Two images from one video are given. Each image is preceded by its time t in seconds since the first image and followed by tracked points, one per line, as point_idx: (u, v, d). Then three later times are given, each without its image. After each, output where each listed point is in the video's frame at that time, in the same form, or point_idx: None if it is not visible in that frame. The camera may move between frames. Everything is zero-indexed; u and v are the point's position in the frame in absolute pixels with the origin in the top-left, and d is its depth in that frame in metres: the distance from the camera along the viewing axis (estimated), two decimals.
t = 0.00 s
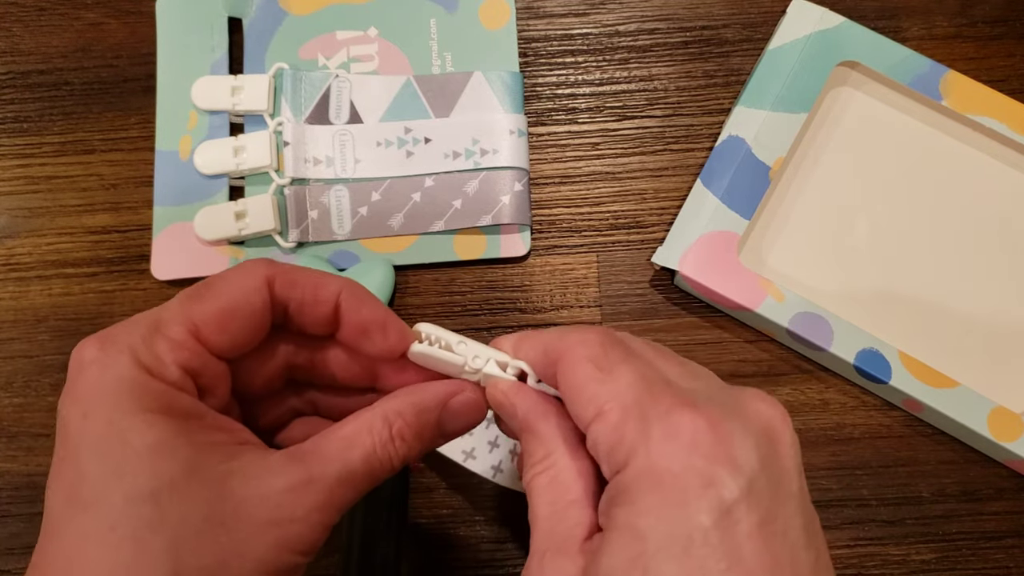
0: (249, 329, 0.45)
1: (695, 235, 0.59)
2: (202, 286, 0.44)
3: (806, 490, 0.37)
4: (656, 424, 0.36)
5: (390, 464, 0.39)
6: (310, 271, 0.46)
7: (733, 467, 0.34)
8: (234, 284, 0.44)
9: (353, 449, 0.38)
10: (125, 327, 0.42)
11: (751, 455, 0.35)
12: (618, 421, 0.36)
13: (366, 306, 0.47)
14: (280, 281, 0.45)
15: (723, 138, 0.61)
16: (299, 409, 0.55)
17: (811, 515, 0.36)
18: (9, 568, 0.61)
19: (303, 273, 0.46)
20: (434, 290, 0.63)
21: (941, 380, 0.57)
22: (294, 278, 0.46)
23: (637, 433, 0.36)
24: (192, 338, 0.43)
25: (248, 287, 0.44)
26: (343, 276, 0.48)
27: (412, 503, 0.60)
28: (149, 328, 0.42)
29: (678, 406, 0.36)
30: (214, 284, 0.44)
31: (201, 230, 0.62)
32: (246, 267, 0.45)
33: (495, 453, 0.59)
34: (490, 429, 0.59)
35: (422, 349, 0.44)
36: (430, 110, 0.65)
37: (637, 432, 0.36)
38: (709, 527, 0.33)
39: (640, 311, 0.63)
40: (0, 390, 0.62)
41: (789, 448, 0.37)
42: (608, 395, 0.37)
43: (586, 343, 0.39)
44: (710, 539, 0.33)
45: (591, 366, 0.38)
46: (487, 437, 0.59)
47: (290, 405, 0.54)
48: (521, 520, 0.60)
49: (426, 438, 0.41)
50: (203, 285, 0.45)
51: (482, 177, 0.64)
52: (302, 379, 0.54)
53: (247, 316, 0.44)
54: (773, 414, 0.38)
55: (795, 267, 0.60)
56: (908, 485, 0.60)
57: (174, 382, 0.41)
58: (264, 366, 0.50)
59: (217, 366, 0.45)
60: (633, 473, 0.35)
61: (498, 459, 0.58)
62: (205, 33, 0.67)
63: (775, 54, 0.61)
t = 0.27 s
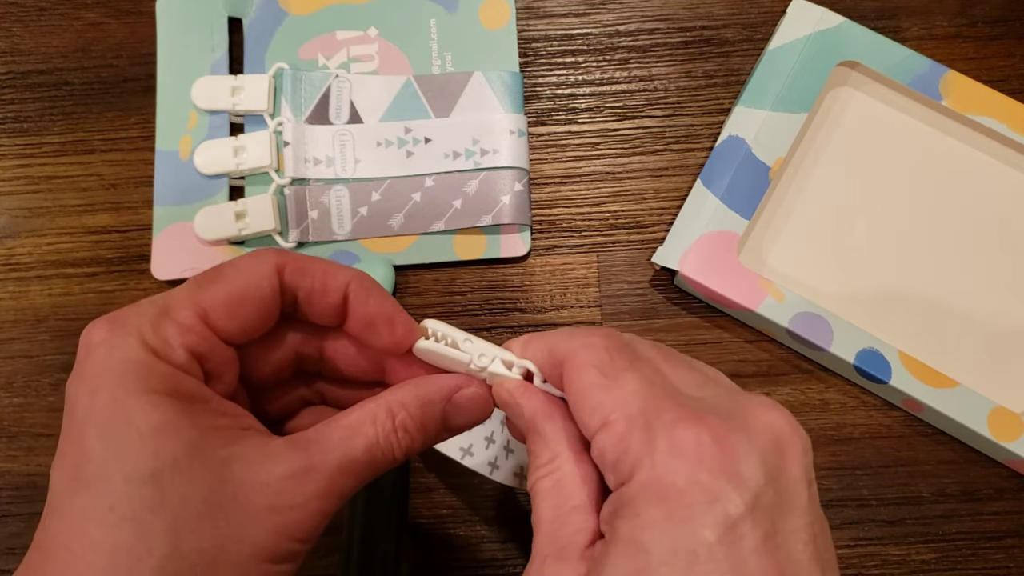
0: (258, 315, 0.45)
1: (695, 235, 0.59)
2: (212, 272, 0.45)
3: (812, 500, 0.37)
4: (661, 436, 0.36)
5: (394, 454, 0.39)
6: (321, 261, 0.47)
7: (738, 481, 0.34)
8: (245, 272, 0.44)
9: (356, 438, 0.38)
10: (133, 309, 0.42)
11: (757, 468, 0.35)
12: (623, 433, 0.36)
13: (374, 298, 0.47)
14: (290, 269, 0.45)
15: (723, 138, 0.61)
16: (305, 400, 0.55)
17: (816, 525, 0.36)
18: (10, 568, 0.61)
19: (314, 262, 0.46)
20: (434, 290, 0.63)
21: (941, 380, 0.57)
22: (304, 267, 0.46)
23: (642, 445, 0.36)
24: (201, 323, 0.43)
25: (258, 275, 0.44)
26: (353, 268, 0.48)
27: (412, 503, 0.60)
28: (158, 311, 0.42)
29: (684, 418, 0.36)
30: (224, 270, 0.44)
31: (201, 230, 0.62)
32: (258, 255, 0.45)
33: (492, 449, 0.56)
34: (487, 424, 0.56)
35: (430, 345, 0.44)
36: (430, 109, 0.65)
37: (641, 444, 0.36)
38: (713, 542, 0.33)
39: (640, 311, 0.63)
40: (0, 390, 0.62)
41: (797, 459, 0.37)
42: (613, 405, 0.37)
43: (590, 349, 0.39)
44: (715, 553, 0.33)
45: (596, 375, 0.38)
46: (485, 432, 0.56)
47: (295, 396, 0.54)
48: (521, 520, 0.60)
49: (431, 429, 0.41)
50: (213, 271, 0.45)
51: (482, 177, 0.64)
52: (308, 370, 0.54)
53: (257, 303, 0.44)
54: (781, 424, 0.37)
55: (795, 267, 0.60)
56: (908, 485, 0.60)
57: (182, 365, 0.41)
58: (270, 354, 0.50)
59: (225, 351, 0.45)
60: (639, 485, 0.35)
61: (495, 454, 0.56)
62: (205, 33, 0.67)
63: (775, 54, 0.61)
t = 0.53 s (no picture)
0: (260, 312, 0.45)
1: (695, 235, 0.59)
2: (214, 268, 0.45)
3: (817, 503, 0.36)
4: (660, 443, 0.36)
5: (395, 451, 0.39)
6: (322, 257, 0.47)
7: (737, 488, 0.34)
8: (247, 267, 0.44)
9: (358, 437, 0.38)
10: (136, 308, 0.42)
11: (757, 475, 0.34)
12: (623, 439, 0.36)
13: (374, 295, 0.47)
14: (292, 266, 0.45)
15: (723, 138, 0.61)
16: (310, 398, 0.55)
17: (822, 527, 0.36)
18: (10, 568, 0.61)
19: (315, 259, 0.46)
20: (434, 290, 0.63)
21: (941, 380, 0.57)
22: (305, 263, 0.46)
23: (640, 453, 0.36)
24: (203, 320, 0.43)
25: (259, 270, 0.44)
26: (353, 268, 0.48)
27: (412, 503, 0.60)
28: (160, 308, 0.42)
29: (682, 425, 0.36)
30: (226, 267, 0.44)
31: (201, 230, 0.62)
32: (260, 251, 0.45)
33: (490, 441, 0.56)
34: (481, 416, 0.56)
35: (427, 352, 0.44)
36: (431, 110, 0.65)
37: (640, 452, 0.36)
38: (713, 551, 0.33)
39: (640, 311, 0.63)
40: (0, 390, 0.62)
41: (800, 463, 0.36)
42: (612, 412, 0.37)
43: (590, 353, 0.39)
44: (715, 562, 0.33)
45: (594, 380, 0.38)
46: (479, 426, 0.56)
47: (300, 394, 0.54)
48: (520, 520, 0.60)
49: (434, 428, 0.41)
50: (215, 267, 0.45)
51: (482, 177, 0.64)
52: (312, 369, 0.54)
53: (258, 299, 0.44)
54: (783, 427, 0.36)
55: (795, 267, 0.60)
56: (908, 485, 0.60)
57: (184, 363, 0.41)
58: (273, 353, 0.50)
59: (227, 349, 0.44)
60: (638, 493, 0.35)
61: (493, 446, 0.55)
62: (205, 33, 0.67)
63: (775, 54, 0.61)
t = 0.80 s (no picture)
0: (240, 309, 0.44)
1: (695, 235, 0.59)
2: (195, 264, 0.44)
3: (802, 500, 0.37)
4: (643, 447, 0.36)
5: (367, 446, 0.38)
6: (308, 256, 0.46)
7: (720, 493, 0.34)
8: (231, 266, 0.43)
9: (332, 432, 0.37)
10: (115, 303, 0.41)
11: (739, 480, 0.35)
12: (607, 440, 0.37)
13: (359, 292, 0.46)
14: (278, 266, 0.45)
15: (723, 138, 0.61)
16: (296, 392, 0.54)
17: (808, 522, 0.36)
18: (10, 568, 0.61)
19: (303, 259, 0.45)
20: (434, 290, 0.63)
21: (941, 381, 0.57)
22: (292, 262, 0.45)
23: (624, 456, 0.36)
24: (181, 318, 0.42)
25: (243, 268, 0.43)
26: (343, 271, 0.47)
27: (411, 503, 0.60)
28: (138, 304, 0.41)
29: (665, 429, 0.36)
30: (209, 264, 0.43)
31: (201, 229, 0.62)
32: (245, 248, 0.44)
33: (498, 447, 0.55)
34: (492, 424, 0.56)
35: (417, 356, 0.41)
36: (430, 110, 0.65)
37: (622, 455, 0.36)
38: (696, 556, 0.33)
39: (640, 311, 0.63)
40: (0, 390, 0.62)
41: (783, 465, 0.36)
42: (596, 412, 0.37)
43: (581, 349, 0.39)
44: (699, 565, 0.33)
45: (581, 381, 0.38)
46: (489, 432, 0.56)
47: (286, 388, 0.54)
48: (521, 520, 0.60)
49: (414, 417, 0.39)
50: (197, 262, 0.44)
51: (482, 177, 0.64)
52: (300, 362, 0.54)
53: (239, 298, 0.44)
54: (762, 429, 0.36)
55: (795, 267, 0.60)
56: (908, 485, 0.60)
57: (159, 363, 0.40)
58: (257, 347, 0.50)
59: (206, 347, 0.44)
60: (621, 494, 0.36)
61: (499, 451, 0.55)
62: (205, 33, 0.67)
63: (775, 54, 0.61)
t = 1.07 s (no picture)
0: (235, 297, 0.44)
1: (695, 235, 0.59)
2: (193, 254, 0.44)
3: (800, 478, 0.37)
4: (645, 431, 0.36)
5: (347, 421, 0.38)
6: (301, 242, 0.46)
7: (727, 468, 0.35)
8: (226, 255, 0.43)
9: (294, 413, 0.37)
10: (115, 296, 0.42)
11: (742, 454, 0.35)
12: (604, 432, 0.36)
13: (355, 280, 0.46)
14: (269, 251, 0.44)
15: (723, 138, 0.61)
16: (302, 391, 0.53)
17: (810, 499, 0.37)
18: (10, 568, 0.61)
19: (293, 243, 0.45)
20: (434, 290, 0.63)
21: (941, 381, 0.57)
22: (284, 247, 0.45)
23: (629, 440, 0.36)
24: (177, 306, 0.42)
25: (237, 256, 0.43)
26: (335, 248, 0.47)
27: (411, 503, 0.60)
28: (138, 294, 0.42)
29: (667, 409, 0.36)
30: (206, 254, 0.44)
31: (201, 229, 0.62)
32: (240, 237, 0.44)
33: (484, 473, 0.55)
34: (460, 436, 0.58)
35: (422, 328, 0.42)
36: (431, 110, 0.65)
37: (628, 437, 0.36)
38: (715, 530, 0.33)
39: (640, 311, 0.63)
40: (0, 390, 0.62)
41: (775, 440, 0.38)
42: (592, 403, 0.37)
43: (568, 350, 0.39)
44: (717, 540, 0.33)
45: (574, 375, 0.38)
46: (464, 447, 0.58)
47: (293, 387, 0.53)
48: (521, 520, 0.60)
49: (380, 386, 0.39)
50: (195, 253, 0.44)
51: (482, 177, 0.64)
52: (306, 361, 0.53)
53: (234, 287, 0.44)
54: (753, 411, 0.38)
55: (795, 267, 0.60)
56: (909, 485, 0.60)
57: (157, 353, 0.40)
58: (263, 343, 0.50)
59: (200, 335, 0.44)
60: (630, 482, 0.35)
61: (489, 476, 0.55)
62: (205, 33, 0.67)
63: (775, 54, 0.61)
